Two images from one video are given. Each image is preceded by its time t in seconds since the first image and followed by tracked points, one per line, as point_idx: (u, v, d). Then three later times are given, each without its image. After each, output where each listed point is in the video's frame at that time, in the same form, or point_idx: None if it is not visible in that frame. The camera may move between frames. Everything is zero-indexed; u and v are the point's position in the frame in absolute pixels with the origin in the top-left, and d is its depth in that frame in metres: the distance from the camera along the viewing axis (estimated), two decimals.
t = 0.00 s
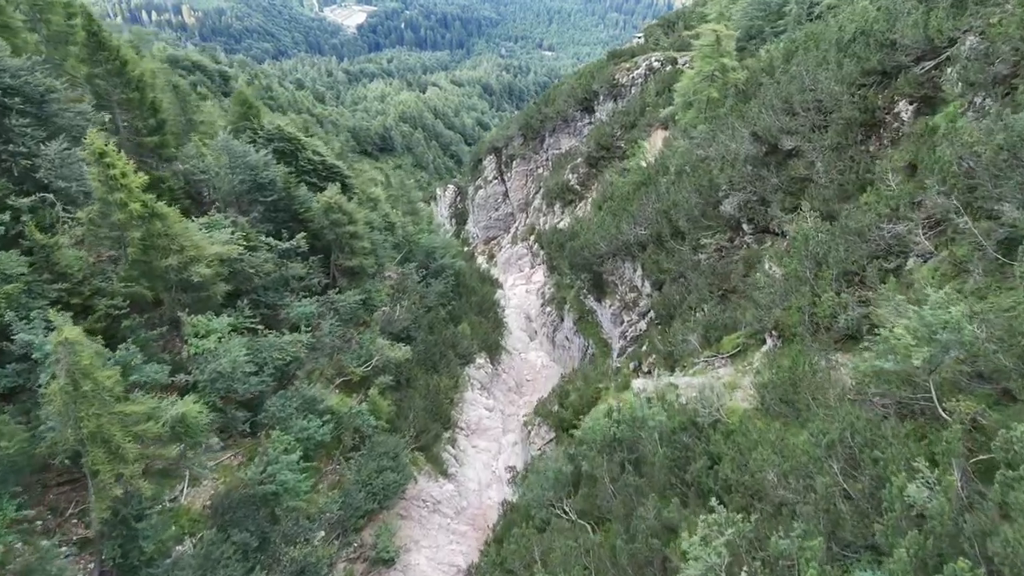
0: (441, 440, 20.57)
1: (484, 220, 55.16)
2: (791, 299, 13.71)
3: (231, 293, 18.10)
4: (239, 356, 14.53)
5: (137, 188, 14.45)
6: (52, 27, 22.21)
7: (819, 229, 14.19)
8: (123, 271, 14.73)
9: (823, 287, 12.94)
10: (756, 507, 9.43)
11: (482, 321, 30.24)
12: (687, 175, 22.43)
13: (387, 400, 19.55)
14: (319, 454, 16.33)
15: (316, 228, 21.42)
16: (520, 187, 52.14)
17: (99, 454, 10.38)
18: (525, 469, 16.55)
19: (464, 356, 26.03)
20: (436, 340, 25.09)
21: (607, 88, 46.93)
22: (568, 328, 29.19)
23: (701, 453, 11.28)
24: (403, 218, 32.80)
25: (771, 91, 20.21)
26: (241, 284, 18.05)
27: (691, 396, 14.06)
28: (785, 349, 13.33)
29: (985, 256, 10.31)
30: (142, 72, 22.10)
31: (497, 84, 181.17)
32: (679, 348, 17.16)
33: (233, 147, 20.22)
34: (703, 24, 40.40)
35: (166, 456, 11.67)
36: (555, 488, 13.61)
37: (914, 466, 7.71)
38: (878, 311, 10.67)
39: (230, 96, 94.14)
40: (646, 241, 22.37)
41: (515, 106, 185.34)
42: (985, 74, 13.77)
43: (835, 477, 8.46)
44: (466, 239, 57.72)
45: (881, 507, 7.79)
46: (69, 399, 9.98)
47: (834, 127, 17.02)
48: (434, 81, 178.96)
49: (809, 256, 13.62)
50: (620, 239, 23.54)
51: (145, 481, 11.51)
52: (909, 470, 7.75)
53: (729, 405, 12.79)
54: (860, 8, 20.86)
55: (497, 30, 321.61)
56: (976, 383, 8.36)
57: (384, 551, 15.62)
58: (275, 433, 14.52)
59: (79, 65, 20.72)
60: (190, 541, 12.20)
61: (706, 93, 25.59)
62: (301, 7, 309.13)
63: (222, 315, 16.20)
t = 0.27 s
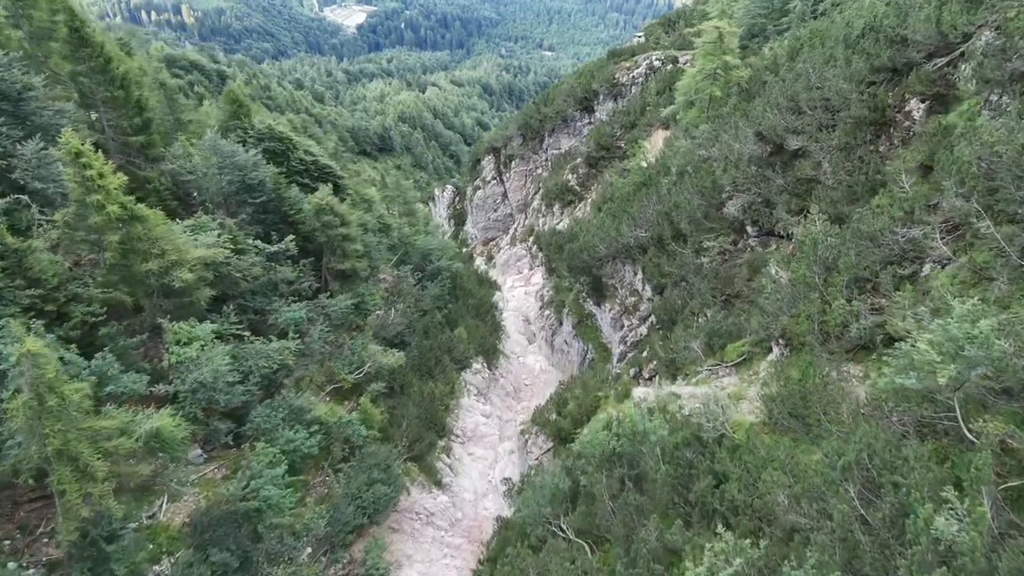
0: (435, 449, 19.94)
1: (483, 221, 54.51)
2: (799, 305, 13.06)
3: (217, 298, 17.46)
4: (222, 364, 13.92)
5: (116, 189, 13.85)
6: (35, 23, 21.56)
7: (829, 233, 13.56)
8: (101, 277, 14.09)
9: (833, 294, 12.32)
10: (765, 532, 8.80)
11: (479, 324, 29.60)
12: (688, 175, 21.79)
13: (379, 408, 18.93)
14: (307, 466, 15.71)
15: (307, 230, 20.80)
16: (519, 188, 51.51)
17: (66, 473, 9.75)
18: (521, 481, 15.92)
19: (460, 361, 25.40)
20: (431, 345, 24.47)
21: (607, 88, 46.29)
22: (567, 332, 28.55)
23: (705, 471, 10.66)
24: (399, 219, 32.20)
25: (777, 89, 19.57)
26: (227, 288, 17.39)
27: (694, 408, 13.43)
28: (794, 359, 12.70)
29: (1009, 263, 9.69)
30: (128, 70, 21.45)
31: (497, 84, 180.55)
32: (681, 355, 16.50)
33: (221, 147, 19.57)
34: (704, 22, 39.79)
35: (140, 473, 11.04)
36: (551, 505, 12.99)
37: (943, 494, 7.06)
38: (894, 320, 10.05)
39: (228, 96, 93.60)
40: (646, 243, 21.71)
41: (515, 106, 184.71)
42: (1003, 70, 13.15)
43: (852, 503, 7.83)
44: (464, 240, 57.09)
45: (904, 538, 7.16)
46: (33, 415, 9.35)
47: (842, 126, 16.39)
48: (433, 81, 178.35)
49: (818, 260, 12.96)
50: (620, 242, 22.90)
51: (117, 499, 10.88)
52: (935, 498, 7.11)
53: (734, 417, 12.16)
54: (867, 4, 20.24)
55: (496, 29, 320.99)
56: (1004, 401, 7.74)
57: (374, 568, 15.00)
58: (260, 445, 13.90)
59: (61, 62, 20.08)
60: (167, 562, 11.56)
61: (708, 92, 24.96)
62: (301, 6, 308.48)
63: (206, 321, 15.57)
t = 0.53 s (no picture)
0: (428, 457, 19.28)
1: (481, 221, 53.85)
2: (808, 311, 12.40)
3: (201, 301, 16.79)
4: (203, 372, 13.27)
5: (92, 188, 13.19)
6: (16, 17, 20.90)
7: (840, 234, 12.91)
8: (75, 281, 13.42)
9: (845, 299, 11.67)
10: (776, 559, 8.14)
11: (476, 327, 28.94)
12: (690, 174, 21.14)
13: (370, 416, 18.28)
14: (293, 477, 15.06)
15: (296, 231, 20.15)
16: (518, 187, 50.87)
17: (26, 492, 9.08)
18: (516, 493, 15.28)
19: (456, 365, 24.75)
20: (426, 349, 23.81)
21: (607, 86, 45.63)
22: (566, 335, 27.91)
23: (710, 489, 10.00)
24: (394, 220, 31.53)
25: (783, 85, 18.90)
26: (212, 292, 16.72)
27: (698, 418, 12.78)
28: (803, 368, 12.04)
29: None
30: (112, 66, 20.79)
31: (497, 83, 179.90)
32: (683, 362, 15.86)
33: (208, 144, 18.91)
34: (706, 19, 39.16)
35: (110, 490, 10.38)
36: (547, 521, 12.34)
37: (977, 526, 6.38)
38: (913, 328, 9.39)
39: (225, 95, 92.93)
40: (647, 244, 21.05)
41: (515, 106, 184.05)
42: None
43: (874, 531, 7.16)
44: (462, 240, 56.43)
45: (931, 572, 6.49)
46: None
47: (852, 123, 15.75)
48: (433, 80, 177.61)
49: (829, 263, 12.30)
50: (620, 243, 22.23)
51: (84, 519, 10.21)
52: (966, 528, 6.45)
53: (740, 430, 11.51)
54: None
55: (496, 29, 320.16)
56: None
57: None
58: (241, 457, 13.24)
59: (41, 57, 19.42)
60: None
61: (711, 88, 24.31)
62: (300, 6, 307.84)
63: (188, 326, 14.89)
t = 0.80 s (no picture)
0: (422, 466, 18.60)
1: (479, 221, 53.15)
2: (818, 316, 11.73)
3: (183, 305, 16.11)
4: (180, 380, 12.59)
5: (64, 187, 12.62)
6: None
7: (851, 235, 12.24)
8: (46, 285, 12.74)
9: (858, 305, 11.00)
10: None
11: (472, 330, 28.26)
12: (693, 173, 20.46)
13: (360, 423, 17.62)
14: (279, 489, 14.40)
15: (285, 232, 19.49)
16: (516, 187, 50.21)
17: None
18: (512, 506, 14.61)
19: (451, 369, 24.08)
20: (420, 352, 23.14)
21: (607, 84, 44.94)
22: (564, 338, 27.24)
23: (715, 509, 9.32)
24: (389, 220, 30.86)
25: (789, 80, 18.24)
26: (194, 295, 16.04)
27: (702, 430, 12.12)
28: (814, 377, 11.37)
29: None
30: (94, 61, 20.11)
31: (496, 83, 179.23)
32: (686, 368, 15.18)
33: (193, 141, 18.23)
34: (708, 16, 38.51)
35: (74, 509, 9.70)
36: (543, 538, 11.66)
37: (1019, 563, 5.70)
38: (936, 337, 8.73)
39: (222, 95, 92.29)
40: (648, 245, 20.36)
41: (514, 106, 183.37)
42: None
43: (900, 564, 6.48)
44: (460, 240, 55.75)
45: None
46: None
47: (862, 119, 15.08)
48: (433, 79, 176.94)
49: (840, 265, 11.64)
50: (620, 244, 21.54)
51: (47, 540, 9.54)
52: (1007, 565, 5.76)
53: (747, 443, 10.85)
54: None
55: (496, 29, 319.53)
56: None
57: None
58: (221, 470, 12.57)
59: (19, 52, 18.72)
60: None
61: (713, 85, 23.65)
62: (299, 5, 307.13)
63: (166, 332, 14.20)
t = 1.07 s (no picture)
0: (414, 477, 17.92)
1: (477, 221, 52.46)
2: (831, 323, 11.04)
3: (164, 309, 15.42)
4: (155, 390, 11.90)
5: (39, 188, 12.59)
6: None
7: (866, 237, 11.56)
8: (13, 289, 12.05)
9: (874, 312, 10.32)
10: None
11: (469, 333, 27.59)
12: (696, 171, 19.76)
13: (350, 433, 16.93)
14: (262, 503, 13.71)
15: (273, 233, 18.80)
16: (515, 187, 49.54)
17: None
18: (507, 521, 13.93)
19: (446, 374, 23.39)
20: (414, 357, 22.46)
21: (607, 82, 44.26)
22: (563, 342, 26.55)
23: (723, 534, 8.63)
24: (384, 220, 30.18)
25: (796, 75, 17.55)
26: (175, 299, 15.36)
27: (707, 444, 11.44)
28: (827, 388, 10.69)
29: None
30: (75, 56, 19.41)
31: (496, 82, 178.58)
32: (689, 376, 14.50)
33: (176, 138, 17.53)
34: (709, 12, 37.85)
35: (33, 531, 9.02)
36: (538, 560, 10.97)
37: None
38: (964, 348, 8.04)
39: (220, 94, 91.68)
40: (648, 247, 19.65)
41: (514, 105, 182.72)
42: None
43: None
44: (459, 241, 55.07)
45: None
46: None
47: (874, 115, 14.40)
48: (432, 79, 176.26)
49: (854, 269, 10.95)
50: (620, 245, 20.83)
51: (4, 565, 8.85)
52: None
53: (756, 460, 10.16)
54: None
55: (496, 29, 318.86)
56: None
57: None
58: (199, 485, 11.89)
59: None
60: None
61: (716, 81, 22.95)
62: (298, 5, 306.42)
63: (143, 338, 13.51)
